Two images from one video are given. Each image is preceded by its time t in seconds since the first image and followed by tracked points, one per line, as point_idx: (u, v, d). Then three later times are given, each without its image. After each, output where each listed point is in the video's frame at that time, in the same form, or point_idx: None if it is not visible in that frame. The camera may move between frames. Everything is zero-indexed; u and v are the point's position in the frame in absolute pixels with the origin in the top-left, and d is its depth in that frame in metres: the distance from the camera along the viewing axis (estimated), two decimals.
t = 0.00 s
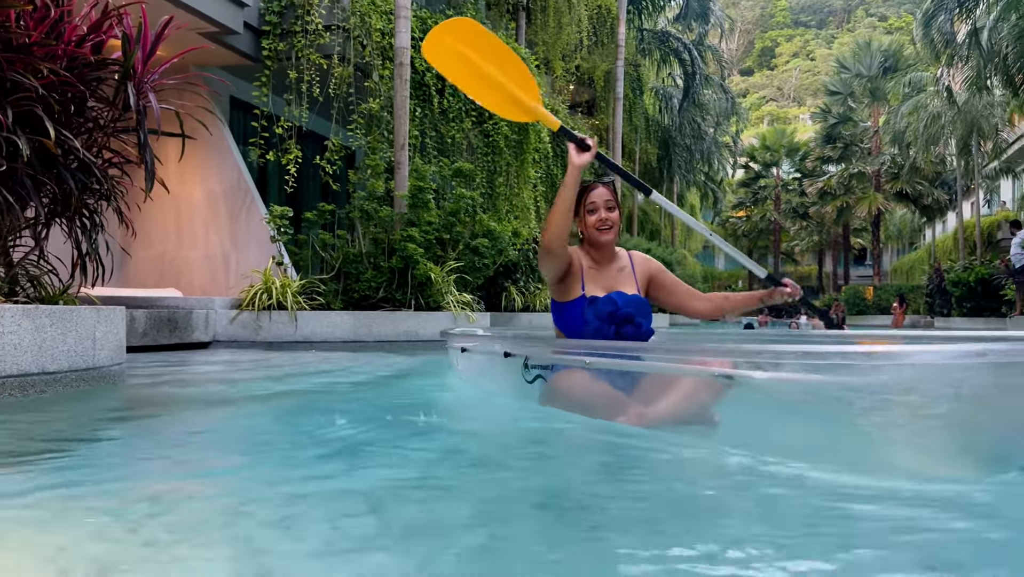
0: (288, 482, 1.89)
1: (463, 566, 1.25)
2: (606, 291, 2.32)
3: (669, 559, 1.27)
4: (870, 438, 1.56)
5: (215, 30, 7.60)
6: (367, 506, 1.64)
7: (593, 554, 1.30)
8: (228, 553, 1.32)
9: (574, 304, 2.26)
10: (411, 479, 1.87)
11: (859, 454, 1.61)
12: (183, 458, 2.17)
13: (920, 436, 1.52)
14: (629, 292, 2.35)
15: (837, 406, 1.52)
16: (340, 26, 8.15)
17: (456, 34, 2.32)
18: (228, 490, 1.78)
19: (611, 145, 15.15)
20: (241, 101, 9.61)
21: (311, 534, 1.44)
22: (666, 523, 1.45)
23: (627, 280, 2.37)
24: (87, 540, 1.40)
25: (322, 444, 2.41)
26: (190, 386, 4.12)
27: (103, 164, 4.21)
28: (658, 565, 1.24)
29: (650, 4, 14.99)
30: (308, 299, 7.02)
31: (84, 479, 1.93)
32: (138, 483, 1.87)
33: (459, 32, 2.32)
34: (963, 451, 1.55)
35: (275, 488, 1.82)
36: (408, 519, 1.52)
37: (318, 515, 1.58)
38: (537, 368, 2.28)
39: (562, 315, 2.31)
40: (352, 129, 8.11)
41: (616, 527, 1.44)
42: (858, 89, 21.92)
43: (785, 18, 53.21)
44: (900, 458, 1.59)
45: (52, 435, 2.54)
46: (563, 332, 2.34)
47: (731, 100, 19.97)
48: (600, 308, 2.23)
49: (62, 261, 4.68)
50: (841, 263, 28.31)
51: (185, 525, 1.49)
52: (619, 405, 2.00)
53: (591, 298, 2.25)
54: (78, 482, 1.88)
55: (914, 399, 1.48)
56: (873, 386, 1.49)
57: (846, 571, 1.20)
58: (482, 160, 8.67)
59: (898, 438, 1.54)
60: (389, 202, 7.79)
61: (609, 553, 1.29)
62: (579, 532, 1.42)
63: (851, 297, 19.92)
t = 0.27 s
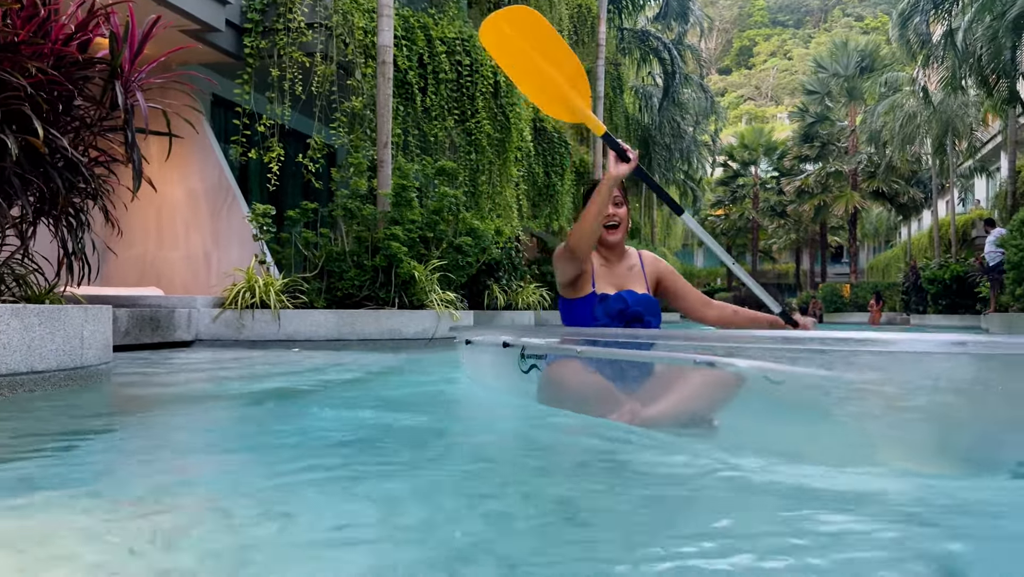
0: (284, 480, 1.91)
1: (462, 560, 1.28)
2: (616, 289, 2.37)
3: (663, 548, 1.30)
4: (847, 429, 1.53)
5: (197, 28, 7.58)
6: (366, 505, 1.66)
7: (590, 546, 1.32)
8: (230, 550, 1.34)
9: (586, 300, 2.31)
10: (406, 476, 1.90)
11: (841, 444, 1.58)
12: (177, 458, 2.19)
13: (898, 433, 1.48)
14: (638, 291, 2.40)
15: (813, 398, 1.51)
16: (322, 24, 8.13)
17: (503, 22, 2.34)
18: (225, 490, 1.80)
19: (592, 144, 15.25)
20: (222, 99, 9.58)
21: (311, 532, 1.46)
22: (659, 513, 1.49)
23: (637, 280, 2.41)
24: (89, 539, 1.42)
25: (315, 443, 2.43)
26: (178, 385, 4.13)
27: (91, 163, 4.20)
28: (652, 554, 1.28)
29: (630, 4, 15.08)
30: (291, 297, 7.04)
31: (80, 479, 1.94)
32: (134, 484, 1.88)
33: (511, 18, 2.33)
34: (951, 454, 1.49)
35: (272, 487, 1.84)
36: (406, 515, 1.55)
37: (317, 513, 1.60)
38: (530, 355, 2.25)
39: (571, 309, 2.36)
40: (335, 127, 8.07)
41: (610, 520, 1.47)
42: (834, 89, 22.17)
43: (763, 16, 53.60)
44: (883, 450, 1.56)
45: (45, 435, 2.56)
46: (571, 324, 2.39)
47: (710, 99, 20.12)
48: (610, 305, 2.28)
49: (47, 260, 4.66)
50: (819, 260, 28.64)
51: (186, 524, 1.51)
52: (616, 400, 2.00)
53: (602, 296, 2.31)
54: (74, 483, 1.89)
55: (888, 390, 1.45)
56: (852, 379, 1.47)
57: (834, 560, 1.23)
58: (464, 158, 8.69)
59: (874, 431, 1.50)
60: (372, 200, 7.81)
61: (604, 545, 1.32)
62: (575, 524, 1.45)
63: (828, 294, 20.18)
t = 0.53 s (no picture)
0: (278, 486, 1.89)
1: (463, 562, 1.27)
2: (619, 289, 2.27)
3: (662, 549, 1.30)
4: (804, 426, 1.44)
5: (175, 28, 7.54)
6: (360, 510, 1.65)
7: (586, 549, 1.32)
8: (224, 557, 1.31)
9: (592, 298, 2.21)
10: (399, 483, 1.89)
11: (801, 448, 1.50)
12: (165, 466, 2.16)
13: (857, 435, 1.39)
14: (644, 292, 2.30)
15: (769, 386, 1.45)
16: (301, 25, 8.11)
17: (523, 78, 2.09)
18: (216, 497, 1.78)
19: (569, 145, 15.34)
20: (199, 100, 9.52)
21: (308, 535, 1.45)
22: (657, 516, 1.49)
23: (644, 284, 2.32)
24: (82, 547, 1.39)
25: (304, 450, 2.42)
26: (161, 388, 4.11)
27: (73, 164, 4.17)
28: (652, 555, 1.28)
29: (606, 6, 15.21)
30: (270, 299, 6.99)
31: (67, 487, 1.91)
32: (125, 490, 1.87)
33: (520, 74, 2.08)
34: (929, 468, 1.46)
35: (264, 494, 1.82)
36: (401, 520, 1.54)
37: (310, 518, 1.58)
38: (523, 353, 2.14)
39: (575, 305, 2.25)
40: (314, 128, 8.06)
41: (606, 523, 1.47)
42: (807, 91, 22.47)
43: (738, 19, 54.10)
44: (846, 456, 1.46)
45: (33, 441, 2.55)
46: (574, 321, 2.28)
47: (685, 101, 20.31)
48: (615, 307, 2.17)
49: (27, 263, 4.63)
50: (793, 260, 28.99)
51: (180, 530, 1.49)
52: (601, 404, 1.86)
53: (606, 297, 2.20)
54: (61, 490, 1.87)
55: (842, 383, 1.35)
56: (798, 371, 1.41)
57: (830, 559, 1.24)
58: (444, 159, 8.70)
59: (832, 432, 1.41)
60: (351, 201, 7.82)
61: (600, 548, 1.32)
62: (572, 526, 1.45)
63: (802, 294, 20.44)
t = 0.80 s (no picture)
0: (260, 489, 1.95)
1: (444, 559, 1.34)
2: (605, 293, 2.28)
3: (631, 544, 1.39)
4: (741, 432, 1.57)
5: (140, 29, 7.45)
6: (337, 511, 1.70)
7: (561, 545, 1.40)
8: (215, 559, 1.37)
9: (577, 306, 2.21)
10: (380, 484, 1.95)
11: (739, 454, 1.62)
12: (146, 470, 2.20)
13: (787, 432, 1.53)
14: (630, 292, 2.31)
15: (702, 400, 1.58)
16: (268, 26, 8.05)
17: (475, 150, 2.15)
18: (200, 499, 1.83)
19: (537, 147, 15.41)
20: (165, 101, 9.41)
21: (295, 535, 1.51)
22: (625, 513, 1.58)
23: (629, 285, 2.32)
24: (74, 549, 1.44)
25: (282, 453, 2.46)
26: (131, 392, 4.10)
27: (40, 167, 4.13)
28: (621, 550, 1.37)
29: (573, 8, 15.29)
30: (238, 302, 6.87)
31: (50, 492, 1.95)
32: (105, 494, 1.91)
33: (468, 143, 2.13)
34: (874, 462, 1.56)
35: (247, 495, 1.87)
36: (386, 519, 1.60)
37: (294, 519, 1.64)
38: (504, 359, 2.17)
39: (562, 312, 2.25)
40: (282, 130, 8.02)
41: (575, 521, 1.54)
42: (772, 94, 22.78)
43: (702, 21, 54.61)
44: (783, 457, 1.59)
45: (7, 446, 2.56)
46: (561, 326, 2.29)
47: (652, 103, 20.49)
48: (603, 311, 2.19)
49: None
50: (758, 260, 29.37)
51: (169, 532, 1.54)
52: (588, 407, 1.85)
53: (592, 301, 2.21)
54: (45, 495, 1.90)
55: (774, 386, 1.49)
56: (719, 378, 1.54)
57: (786, 552, 1.34)
58: (413, 161, 8.70)
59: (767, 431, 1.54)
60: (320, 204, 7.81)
61: (572, 544, 1.40)
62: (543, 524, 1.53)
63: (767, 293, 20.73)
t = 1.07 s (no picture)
0: (232, 496, 1.97)
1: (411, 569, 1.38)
2: (584, 294, 2.31)
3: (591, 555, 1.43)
4: (672, 433, 1.64)
5: (108, 33, 7.39)
6: (313, 517, 1.74)
7: (524, 556, 1.44)
8: (187, 570, 1.39)
9: (554, 316, 2.25)
10: (349, 492, 1.98)
11: (674, 459, 1.69)
12: (117, 477, 2.21)
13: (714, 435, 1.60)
14: (611, 289, 2.32)
15: (632, 404, 1.66)
16: (238, 30, 8.02)
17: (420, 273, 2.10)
18: (172, 507, 1.85)
19: (509, 151, 15.46)
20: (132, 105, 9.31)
21: (265, 545, 1.54)
22: (587, 524, 1.63)
23: (609, 280, 2.33)
24: (45, 559, 1.45)
25: (254, 460, 2.48)
26: (101, 398, 4.09)
27: (8, 172, 4.10)
28: (581, 560, 1.41)
29: (543, 13, 15.37)
30: (208, 308, 6.88)
31: (24, 499, 1.96)
32: (81, 501, 1.93)
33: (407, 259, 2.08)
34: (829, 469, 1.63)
35: (219, 503, 1.90)
36: (354, 529, 1.64)
37: (265, 528, 1.67)
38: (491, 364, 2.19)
39: (546, 325, 2.30)
40: (252, 133, 7.97)
41: (543, 529, 1.60)
42: (739, 99, 23.09)
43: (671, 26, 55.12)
44: (717, 464, 1.65)
45: None
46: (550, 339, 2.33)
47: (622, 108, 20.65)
48: (580, 313, 2.21)
49: None
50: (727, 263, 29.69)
51: (140, 541, 1.56)
52: (572, 412, 1.86)
53: (569, 304, 2.24)
54: (20, 500, 1.93)
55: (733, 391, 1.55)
56: (645, 382, 1.61)
57: (737, 556, 1.42)
58: (384, 165, 8.68)
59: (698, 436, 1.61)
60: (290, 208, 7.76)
61: (534, 554, 1.45)
62: (504, 535, 1.57)
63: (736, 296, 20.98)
